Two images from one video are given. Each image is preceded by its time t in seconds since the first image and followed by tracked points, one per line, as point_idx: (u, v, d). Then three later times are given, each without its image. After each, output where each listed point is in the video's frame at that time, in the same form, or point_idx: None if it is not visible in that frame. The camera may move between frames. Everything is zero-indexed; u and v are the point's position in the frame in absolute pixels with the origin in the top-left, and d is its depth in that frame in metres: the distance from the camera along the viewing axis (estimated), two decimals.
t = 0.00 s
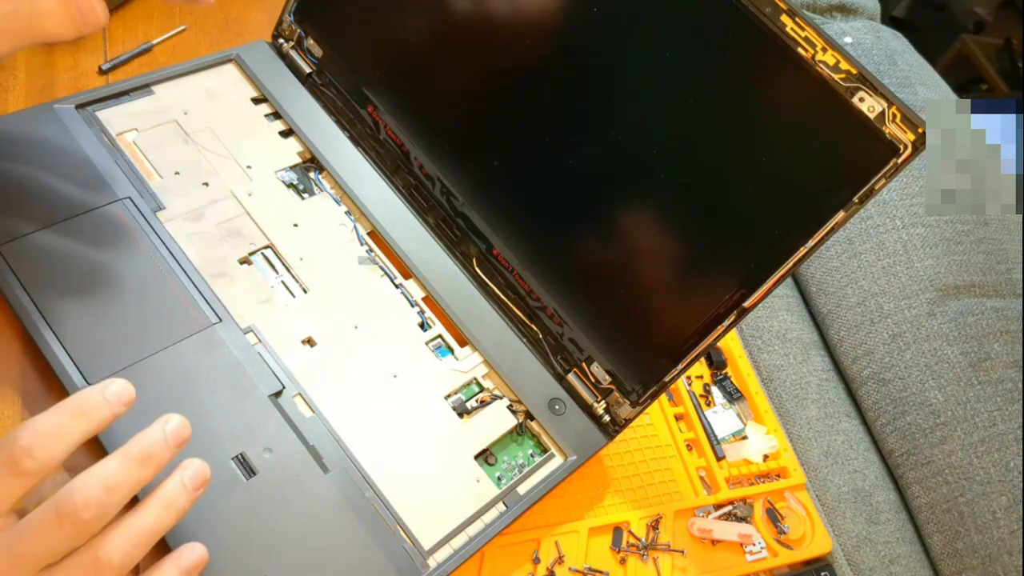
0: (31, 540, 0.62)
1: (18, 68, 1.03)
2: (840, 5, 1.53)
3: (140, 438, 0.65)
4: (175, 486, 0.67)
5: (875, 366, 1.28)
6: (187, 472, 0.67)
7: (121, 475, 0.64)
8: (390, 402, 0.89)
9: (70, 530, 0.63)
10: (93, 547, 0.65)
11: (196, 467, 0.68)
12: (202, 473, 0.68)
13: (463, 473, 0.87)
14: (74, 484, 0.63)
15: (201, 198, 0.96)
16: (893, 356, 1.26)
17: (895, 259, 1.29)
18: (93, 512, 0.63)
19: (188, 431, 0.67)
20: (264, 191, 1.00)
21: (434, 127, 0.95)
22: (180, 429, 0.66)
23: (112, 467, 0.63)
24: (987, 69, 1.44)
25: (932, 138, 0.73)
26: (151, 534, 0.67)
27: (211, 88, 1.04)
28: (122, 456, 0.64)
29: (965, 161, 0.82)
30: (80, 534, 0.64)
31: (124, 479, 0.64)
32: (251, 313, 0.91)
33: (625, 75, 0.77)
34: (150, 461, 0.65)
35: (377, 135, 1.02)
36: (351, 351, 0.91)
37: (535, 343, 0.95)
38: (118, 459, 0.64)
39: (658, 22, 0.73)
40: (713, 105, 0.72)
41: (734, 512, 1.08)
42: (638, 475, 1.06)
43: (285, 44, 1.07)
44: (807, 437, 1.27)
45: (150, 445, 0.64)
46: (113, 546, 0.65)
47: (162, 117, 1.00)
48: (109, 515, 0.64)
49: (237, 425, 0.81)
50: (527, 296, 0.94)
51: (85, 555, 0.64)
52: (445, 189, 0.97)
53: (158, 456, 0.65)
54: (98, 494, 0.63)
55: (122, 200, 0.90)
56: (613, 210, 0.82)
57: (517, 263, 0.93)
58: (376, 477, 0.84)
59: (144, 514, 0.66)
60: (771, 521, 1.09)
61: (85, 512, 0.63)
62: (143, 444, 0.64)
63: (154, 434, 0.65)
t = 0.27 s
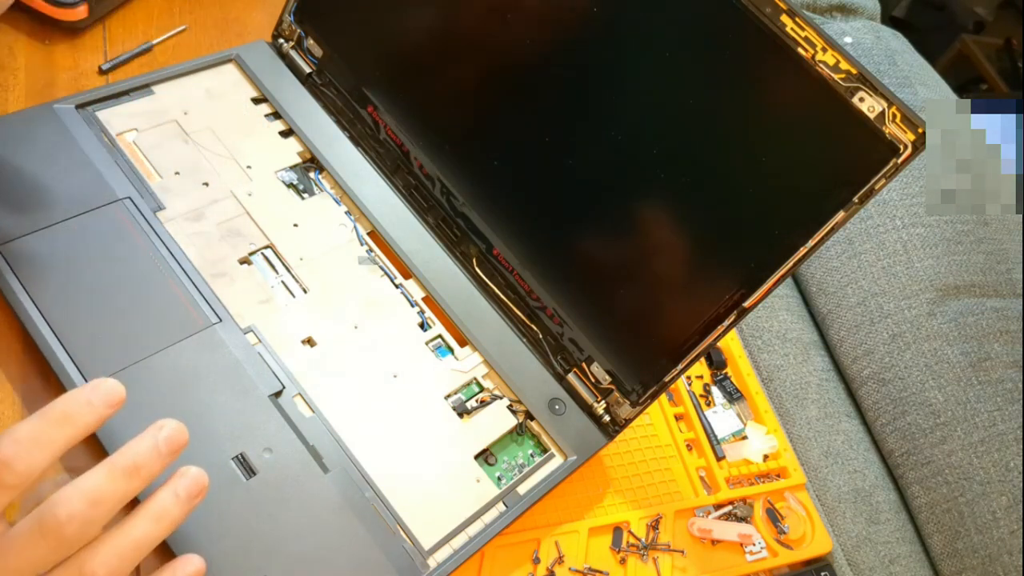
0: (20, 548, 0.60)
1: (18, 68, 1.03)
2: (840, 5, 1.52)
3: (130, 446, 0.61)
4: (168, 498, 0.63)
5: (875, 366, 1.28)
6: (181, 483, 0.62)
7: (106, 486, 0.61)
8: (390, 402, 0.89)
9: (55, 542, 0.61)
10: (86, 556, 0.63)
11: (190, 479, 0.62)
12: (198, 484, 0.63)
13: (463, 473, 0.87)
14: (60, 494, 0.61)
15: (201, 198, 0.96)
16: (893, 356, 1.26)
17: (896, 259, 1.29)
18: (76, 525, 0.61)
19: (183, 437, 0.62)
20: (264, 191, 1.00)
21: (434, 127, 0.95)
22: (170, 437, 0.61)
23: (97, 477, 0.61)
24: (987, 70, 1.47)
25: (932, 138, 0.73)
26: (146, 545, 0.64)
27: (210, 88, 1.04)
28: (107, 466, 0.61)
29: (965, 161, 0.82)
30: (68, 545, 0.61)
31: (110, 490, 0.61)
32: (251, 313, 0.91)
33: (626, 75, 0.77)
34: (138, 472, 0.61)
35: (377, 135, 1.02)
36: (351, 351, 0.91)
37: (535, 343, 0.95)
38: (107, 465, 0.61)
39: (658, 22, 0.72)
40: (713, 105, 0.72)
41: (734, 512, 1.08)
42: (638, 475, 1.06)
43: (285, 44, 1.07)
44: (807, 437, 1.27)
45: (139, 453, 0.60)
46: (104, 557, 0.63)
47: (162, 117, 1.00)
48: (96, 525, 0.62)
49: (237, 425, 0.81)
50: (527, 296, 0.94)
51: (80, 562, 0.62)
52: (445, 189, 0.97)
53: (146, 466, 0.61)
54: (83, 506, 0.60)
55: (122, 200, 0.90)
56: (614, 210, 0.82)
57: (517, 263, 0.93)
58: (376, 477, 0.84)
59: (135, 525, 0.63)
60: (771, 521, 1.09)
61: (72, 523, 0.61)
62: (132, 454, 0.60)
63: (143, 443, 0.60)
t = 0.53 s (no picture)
0: (55, 527, 0.65)
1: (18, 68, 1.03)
2: (840, 5, 1.52)
3: (164, 434, 0.70)
4: (190, 485, 0.70)
5: (875, 366, 1.28)
6: (201, 472, 0.71)
7: (146, 466, 0.67)
8: (390, 402, 0.89)
9: (95, 517, 0.65)
10: (110, 541, 0.67)
11: (210, 469, 0.71)
12: (215, 475, 0.72)
13: (463, 473, 0.87)
14: (102, 473, 0.66)
15: (201, 198, 0.96)
16: (893, 356, 1.26)
17: (895, 259, 1.29)
18: (122, 496, 0.66)
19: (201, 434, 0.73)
20: (264, 191, 1.00)
21: (434, 127, 0.95)
22: (197, 430, 0.72)
23: (138, 456, 0.67)
24: (988, 70, 1.44)
25: (932, 138, 0.73)
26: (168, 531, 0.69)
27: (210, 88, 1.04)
28: (149, 447, 0.68)
29: (965, 161, 0.82)
30: (105, 522, 0.66)
31: (149, 469, 0.67)
32: (251, 313, 0.91)
33: (625, 75, 0.77)
34: (172, 455, 0.69)
35: (377, 135, 1.02)
36: (351, 351, 0.91)
37: (535, 343, 0.95)
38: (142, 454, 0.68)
39: (657, 23, 0.73)
40: (713, 105, 0.72)
41: (734, 512, 1.08)
42: (638, 475, 1.06)
43: (285, 44, 1.07)
44: (806, 437, 1.27)
45: (174, 439, 0.70)
46: (130, 539, 0.67)
47: (162, 117, 1.00)
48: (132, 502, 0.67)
49: (237, 425, 0.81)
50: (527, 296, 0.94)
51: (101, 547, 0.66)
52: (445, 189, 0.97)
53: (179, 450, 0.70)
54: (124, 482, 0.66)
55: (122, 200, 0.90)
56: (614, 209, 0.82)
57: (517, 263, 0.93)
58: (376, 477, 0.84)
59: (160, 508, 0.68)
60: (771, 521, 1.09)
61: (114, 497, 0.65)
62: (167, 439, 0.69)
63: (177, 431, 0.70)
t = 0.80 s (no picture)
0: (56, 526, 0.65)
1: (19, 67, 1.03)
2: (840, 5, 1.53)
3: (158, 436, 0.72)
4: (187, 485, 0.71)
5: (875, 366, 1.28)
6: (198, 473, 0.73)
7: (144, 465, 0.69)
8: (390, 402, 0.89)
9: (97, 514, 0.66)
10: (109, 539, 0.67)
11: (206, 469, 0.73)
12: (211, 475, 0.74)
13: (463, 473, 0.87)
14: (101, 472, 0.67)
15: (202, 198, 0.96)
16: (893, 356, 1.26)
17: (895, 259, 1.29)
18: (122, 495, 0.67)
19: (193, 438, 0.75)
20: (264, 191, 1.00)
21: (434, 127, 0.95)
22: (189, 434, 0.74)
23: (136, 457, 0.69)
24: (987, 70, 1.44)
25: (932, 138, 0.73)
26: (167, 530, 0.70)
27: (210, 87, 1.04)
28: (146, 449, 0.70)
29: (965, 161, 0.82)
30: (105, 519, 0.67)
31: (147, 468, 0.69)
32: (251, 313, 0.91)
33: (625, 76, 0.77)
34: (167, 456, 0.71)
35: (377, 135, 1.02)
36: (351, 351, 0.91)
37: (535, 343, 0.95)
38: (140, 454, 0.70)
39: (657, 23, 0.73)
40: (713, 105, 0.72)
41: (734, 512, 1.08)
42: (638, 475, 1.06)
43: (285, 44, 1.07)
44: (807, 437, 1.27)
45: (167, 441, 0.72)
46: (131, 538, 0.68)
47: (162, 118, 1.00)
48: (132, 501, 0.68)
49: (237, 425, 0.81)
50: (527, 296, 0.94)
51: (101, 545, 0.67)
52: (445, 189, 0.97)
53: (174, 451, 0.72)
54: (125, 480, 0.68)
55: (122, 200, 0.90)
56: (614, 209, 0.82)
57: (517, 263, 0.93)
58: (376, 477, 0.84)
59: (160, 506, 0.69)
60: (771, 521, 1.09)
61: (115, 495, 0.67)
62: (162, 441, 0.71)
63: (170, 434, 0.72)
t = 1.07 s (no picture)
0: (61, 518, 0.67)
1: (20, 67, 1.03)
2: (840, 5, 1.53)
3: (154, 437, 0.75)
4: (186, 483, 0.74)
5: (875, 366, 1.28)
6: (194, 472, 0.75)
7: (144, 462, 0.72)
8: (389, 402, 0.89)
9: (104, 507, 0.69)
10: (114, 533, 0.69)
11: (201, 469, 0.76)
12: (206, 474, 0.76)
13: (463, 473, 0.87)
14: (105, 468, 0.70)
15: (202, 198, 0.96)
16: (893, 356, 1.26)
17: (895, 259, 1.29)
18: (127, 490, 0.70)
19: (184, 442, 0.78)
20: (264, 191, 1.00)
21: (434, 126, 0.95)
22: (180, 437, 0.77)
23: (139, 455, 0.72)
24: (987, 70, 1.44)
25: (932, 138, 0.73)
26: (165, 526, 0.71)
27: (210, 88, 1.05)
28: (147, 447, 0.73)
29: (965, 161, 0.82)
30: (110, 513, 0.69)
31: (149, 466, 0.72)
32: (251, 313, 0.91)
33: (624, 77, 0.77)
34: (164, 455, 0.74)
35: (377, 135, 1.02)
36: (351, 351, 0.91)
37: (536, 343, 0.95)
38: (142, 451, 0.73)
39: (657, 23, 0.73)
40: (713, 106, 0.72)
41: (734, 512, 1.08)
42: (638, 475, 1.06)
43: (285, 44, 1.07)
44: (807, 437, 1.27)
45: (164, 441, 0.75)
46: (133, 533, 0.70)
47: (162, 117, 1.00)
48: (136, 495, 0.71)
49: (237, 425, 0.81)
50: (527, 296, 0.94)
51: (108, 537, 0.69)
52: (445, 189, 0.97)
53: (171, 451, 0.75)
54: (130, 476, 0.71)
55: (122, 200, 0.90)
56: (614, 210, 0.82)
57: (517, 263, 0.93)
58: (376, 477, 0.84)
59: (161, 502, 0.72)
60: (771, 521, 1.09)
61: (121, 489, 0.70)
62: (160, 441, 0.75)
63: (165, 435, 0.76)
